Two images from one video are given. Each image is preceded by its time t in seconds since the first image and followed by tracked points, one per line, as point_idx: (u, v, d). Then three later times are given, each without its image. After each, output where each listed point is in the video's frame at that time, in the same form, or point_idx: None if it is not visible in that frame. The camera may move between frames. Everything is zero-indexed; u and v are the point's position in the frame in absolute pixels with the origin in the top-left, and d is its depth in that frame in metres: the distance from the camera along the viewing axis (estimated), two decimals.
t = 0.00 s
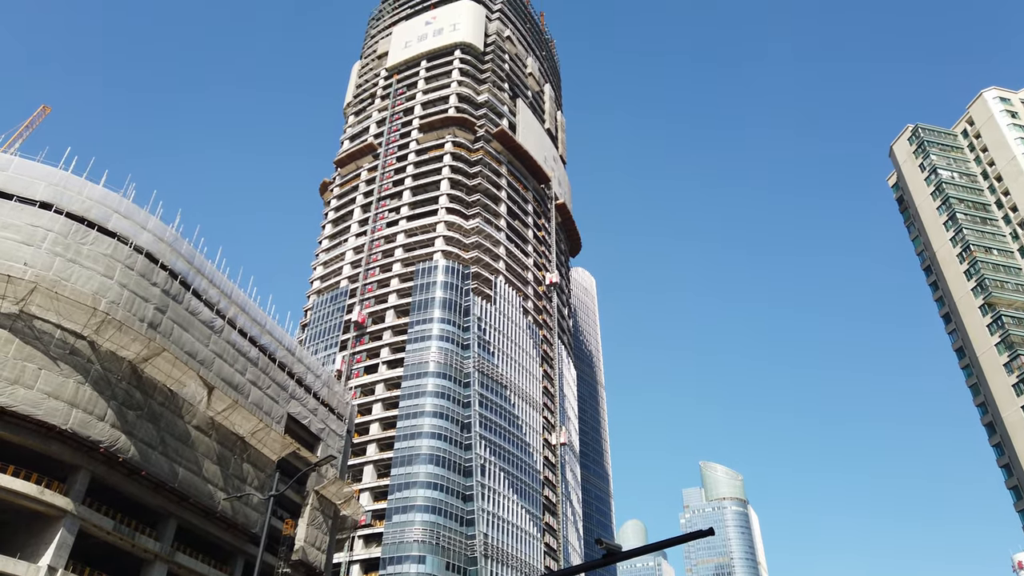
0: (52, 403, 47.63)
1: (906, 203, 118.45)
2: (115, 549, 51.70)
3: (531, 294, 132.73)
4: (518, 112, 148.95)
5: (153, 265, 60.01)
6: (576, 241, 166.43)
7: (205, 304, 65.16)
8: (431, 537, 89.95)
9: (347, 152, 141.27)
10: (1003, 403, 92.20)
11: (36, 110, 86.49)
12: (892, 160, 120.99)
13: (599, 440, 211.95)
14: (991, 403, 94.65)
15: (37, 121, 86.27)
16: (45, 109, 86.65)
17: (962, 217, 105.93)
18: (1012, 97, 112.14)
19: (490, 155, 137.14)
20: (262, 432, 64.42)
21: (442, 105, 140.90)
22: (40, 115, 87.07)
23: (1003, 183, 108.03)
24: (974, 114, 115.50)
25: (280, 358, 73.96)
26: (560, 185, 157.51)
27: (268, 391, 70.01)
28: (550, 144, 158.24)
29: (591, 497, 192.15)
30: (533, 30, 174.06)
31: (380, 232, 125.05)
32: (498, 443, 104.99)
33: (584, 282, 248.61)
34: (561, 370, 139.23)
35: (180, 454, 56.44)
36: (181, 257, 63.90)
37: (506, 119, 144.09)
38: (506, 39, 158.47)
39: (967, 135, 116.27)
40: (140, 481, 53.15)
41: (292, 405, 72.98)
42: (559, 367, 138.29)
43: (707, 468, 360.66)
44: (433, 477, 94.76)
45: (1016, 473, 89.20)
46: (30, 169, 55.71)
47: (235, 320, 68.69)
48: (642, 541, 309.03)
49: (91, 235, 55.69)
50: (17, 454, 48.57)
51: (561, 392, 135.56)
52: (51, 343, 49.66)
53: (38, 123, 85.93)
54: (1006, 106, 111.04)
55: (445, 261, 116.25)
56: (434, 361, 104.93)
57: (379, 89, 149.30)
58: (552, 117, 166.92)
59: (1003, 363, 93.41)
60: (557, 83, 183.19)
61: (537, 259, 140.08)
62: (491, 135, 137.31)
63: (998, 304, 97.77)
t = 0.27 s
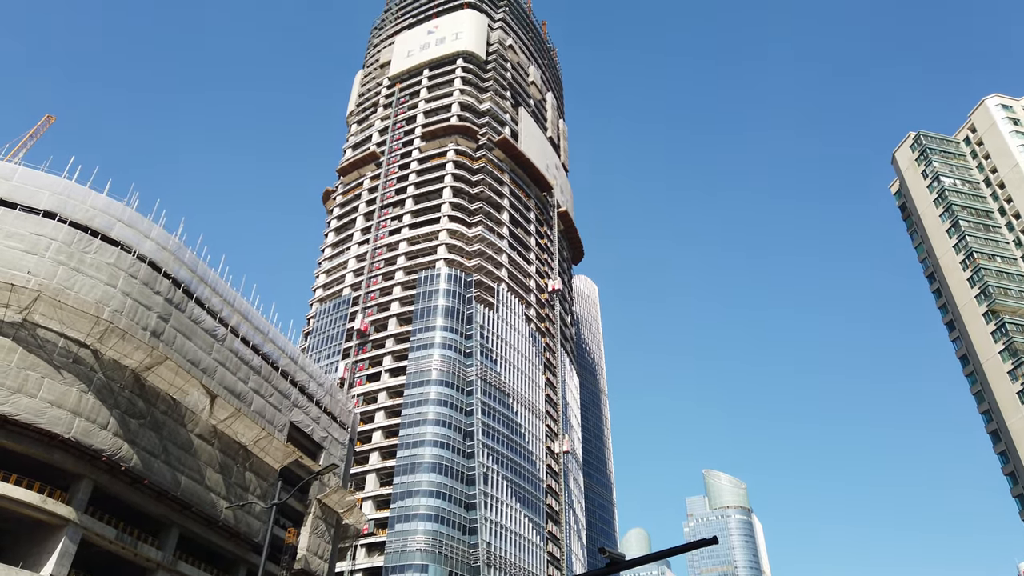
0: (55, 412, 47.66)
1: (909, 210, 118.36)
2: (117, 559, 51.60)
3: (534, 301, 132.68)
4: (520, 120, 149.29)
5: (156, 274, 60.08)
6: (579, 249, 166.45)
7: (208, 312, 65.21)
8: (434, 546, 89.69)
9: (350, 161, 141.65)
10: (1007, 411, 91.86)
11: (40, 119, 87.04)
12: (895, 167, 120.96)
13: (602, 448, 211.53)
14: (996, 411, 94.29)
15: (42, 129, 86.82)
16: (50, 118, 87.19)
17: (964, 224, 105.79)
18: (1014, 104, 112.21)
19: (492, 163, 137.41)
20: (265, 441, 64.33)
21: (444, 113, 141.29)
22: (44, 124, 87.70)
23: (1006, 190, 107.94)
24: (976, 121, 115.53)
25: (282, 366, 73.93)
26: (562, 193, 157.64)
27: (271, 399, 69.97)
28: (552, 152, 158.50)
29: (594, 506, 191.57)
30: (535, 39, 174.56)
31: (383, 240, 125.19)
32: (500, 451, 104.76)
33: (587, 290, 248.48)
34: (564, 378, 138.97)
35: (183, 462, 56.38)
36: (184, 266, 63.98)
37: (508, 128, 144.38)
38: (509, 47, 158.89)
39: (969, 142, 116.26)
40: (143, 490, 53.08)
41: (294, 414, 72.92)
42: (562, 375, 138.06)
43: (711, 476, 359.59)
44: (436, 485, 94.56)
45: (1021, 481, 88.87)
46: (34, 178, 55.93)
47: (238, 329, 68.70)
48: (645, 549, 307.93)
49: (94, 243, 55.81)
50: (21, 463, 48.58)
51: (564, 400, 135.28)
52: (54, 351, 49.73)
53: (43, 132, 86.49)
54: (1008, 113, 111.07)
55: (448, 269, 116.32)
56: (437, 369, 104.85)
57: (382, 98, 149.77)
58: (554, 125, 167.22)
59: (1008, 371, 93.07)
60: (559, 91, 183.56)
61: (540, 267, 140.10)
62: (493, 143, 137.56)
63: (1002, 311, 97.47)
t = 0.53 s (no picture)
0: (61, 422, 47.75)
1: (914, 217, 118.19)
2: (122, 569, 51.55)
3: (538, 309, 132.62)
4: (524, 129, 149.67)
5: (162, 283, 60.25)
6: (583, 257, 166.45)
7: (213, 322, 65.33)
8: (439, 555, 89.38)
9: (354, 170, 142.11)
10: (1015, 418, 91.41)
11: (47, 130, 87.71)
12: (899, 174, 120.85)
13: (607, 457, 210.96)
14: (1003, 418, 93.81)
15: (48, 141, 87.47)
16: (56, 130, 87.86)
17: (970, 231, 105.54)
18: (1018, 111, 112.21)
19: (496, 171, 137.68)
20: (270, 450, 64.29)
21: (448, 122, 141.73)
22: (51, 135, 88.31)
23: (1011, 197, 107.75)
24: (980, 128, 115.50)
25: (287, 375, 73.94)
26: (566, 201, 157.76)
27: (275, 408, 69.96)
28: (556, 160, 158.76)
29: (599, 515, 190.86)
30: (538, 48, 175.21)
31: (387, 249, 125.39)
32: (505, 460, 104.50)
33: (591, 298, 248.37)
34: (569, 386, 138.74)
35: (187, 472, 56.37)
36: (189, 275, 64.15)
37: (512, 136, 144.80)
38: (512, 56, 159.45)
39: (973, 148, 116.19)
40: (148, 500, 53.06)
41: (299, 423, 72.90)
42: (567, 384, 137.83)
43: (716, 484, 358.10)
44: (441, 494, 94.30)
45: None
46: (40, 188, 56.22)
47: (243, 338, 68.79)
48: (651, 558, 306.51)
49: (100, 253, 56.02)
50: (26, 473, 48.64)
51: (569, 409, 135.00)
52: (60, 361, 49.86)
53: (49, 143, 87.16)
54: (1013, 120, 111.02)
55: (452, 278, 116.43)
56: (441, 378, 104.74)
57: (386, 107, 150.34)
58: (557, 133, 167.54)
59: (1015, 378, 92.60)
60: (563, 100, 183.98)
61: (544, 275, 140.11)
62: (497, 151, 137.94)
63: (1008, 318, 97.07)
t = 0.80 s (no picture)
0: (68, 431, 47.88)
1: (920, 222, 117.83)
2: None
3: (544, 317, 132.57)
4: (529, 136, 150.00)
5: (168, 293, 60.48)
6: (589, 264, 166.41)
7: (219, 331, 65.50)
8: (446, 564, 89.14)
9: (360, 179, 142.58)
10: None
11: (55, 142, 88.49)
12: (905, 180, 120.60)
13: (614, 464, 210.29)
14: (1012, 424, 93.19)
15: (56, 152, 88.21)
16: (64, 141, 88.64)
17: (977, 236, 105.12)
18: None
19: (501, 179, 137.97)
20: (276, 458, 64.30)
21: (453, 131, 142.19)
22: (59, 147, 89.00)
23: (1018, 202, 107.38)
24: (986, 133, 115.28)
25: (293, 384, 74.03)
26: (571, 209, 157.83)
27: (282, 417, 70.05)
28: (561, 167, 158.98)
29: (606, 523, 190.10)
30: (543, 56, 175.74)
31: (393, 257, 125.61)
32: (512, 468, 104.27)
33: (596, 305, 248.26)
34: (575, 394, 138.49)
35: (194, 481, 56.43)
36: (196, 285, 64.35)
37: (517, 144, 145.17)
38: (517, 65, 159.97)
39: (980, 153, 115.93)
40: (154, 509, 53.10)
41: (305, 432, 72.94)
42: (573, 391, 137.60)
43: (724, 491, 356.32)
44: (448, 502, 94.11)
45: None
46: (48, 199, 56.59)
47: (250, 346, 68.96)
48: (659, 566, 305.09)
49: (107, 263, 56.28)
50: (33, 483, 48.73)
51: (575, 416, 134.70)
52: (67, 371, 50.02)
53: (57, 154, 87.90)
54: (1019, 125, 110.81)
55: (457, 286, 116.52)
56: (448, 386, 104.71)
57: (391, 116, 150.90)
58: (562, 141, 167.85)
59: None
60: (567, 108, 184.36)
61: (550, 282, 140.10)
62: (502, 159, 138.29)
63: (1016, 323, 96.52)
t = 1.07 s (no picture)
0: (77, 439, 48.06)
1: (928, 224, 117.36)
2: None
3: (550, 321, 132.47)
4: (534, 141, 150.18)
5: (176, 300, 60.71)
6: (594, 268, 166.29)
7: (226, 338, 65.67)
8: (454, 570, 89.01)
9: (365, 185, 142.95)
10: None
11: (63, 150, 89.12)
12: (912, 182, 120.19)
13: (622, 469, 209.72)
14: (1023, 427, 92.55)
15: (64, 160, 88.84)
16: (72, 150, 89.30)
17: (985, 238, 104.59)
18: None
19: (506, 184, 138.14)
20: (284, 465, 64.37)
21: (458, 136, 142.47)
22: (67, 155, 89.53)
23: None
24: (994, 134, 114.85)
25: (300, 390, 74.13)
26: (577, 213, 157.79)
27: (289, 423, 70.16)
28: (566, 172, 159.03)
29: (614, 528, 189.46)
30: (547, 61, 176.05)
31: (399, 263, 125.81)
32: (519, 473, 104.11)
33: (602, 309, 248.03)
34: (582, 398, 138.23)
35: (202, 488, 56.53)
36: (203, 291, 64.54)
37: (522, 149, 145.37)
38: (521, 70, 160.26)
39: (987, 155, 115.50)
40: (163, 516, 53.21)
41: (312, 438, 73.03)
42: (580, 396, 137.37)
43: (732, 496, 354.71)
44: (455, 508, 94.00)
45: None
46: (56, 207, 56.91)
47: (256, 353, 69.10)
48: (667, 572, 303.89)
49: (114, 271, 56.54)
50: (43, 490, 48.92)
51: (582, 421, 134.43)
52: (75, 378, 50.22)
53: (65, 162, 88.52)
54: None
55: (463, 291, 116.59)
56: (454, 391, 104.67)
57: (396, 122, 151.30)
58: (567, 146, 167.98)
59: None
60: (572, 112, 184.54)
61: (556, 286, 140.06)
62: (507, 164, 138.52)
63: None
